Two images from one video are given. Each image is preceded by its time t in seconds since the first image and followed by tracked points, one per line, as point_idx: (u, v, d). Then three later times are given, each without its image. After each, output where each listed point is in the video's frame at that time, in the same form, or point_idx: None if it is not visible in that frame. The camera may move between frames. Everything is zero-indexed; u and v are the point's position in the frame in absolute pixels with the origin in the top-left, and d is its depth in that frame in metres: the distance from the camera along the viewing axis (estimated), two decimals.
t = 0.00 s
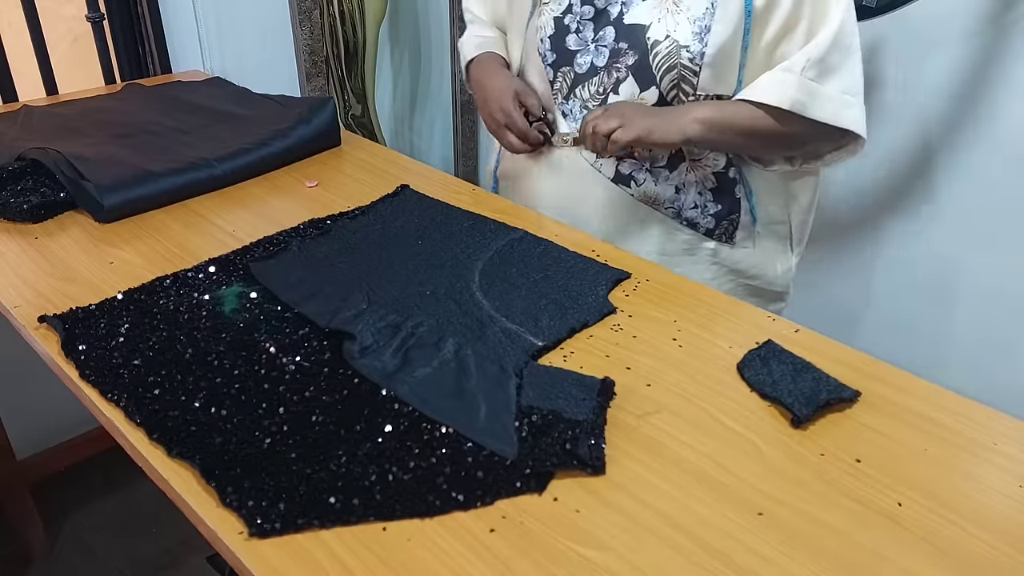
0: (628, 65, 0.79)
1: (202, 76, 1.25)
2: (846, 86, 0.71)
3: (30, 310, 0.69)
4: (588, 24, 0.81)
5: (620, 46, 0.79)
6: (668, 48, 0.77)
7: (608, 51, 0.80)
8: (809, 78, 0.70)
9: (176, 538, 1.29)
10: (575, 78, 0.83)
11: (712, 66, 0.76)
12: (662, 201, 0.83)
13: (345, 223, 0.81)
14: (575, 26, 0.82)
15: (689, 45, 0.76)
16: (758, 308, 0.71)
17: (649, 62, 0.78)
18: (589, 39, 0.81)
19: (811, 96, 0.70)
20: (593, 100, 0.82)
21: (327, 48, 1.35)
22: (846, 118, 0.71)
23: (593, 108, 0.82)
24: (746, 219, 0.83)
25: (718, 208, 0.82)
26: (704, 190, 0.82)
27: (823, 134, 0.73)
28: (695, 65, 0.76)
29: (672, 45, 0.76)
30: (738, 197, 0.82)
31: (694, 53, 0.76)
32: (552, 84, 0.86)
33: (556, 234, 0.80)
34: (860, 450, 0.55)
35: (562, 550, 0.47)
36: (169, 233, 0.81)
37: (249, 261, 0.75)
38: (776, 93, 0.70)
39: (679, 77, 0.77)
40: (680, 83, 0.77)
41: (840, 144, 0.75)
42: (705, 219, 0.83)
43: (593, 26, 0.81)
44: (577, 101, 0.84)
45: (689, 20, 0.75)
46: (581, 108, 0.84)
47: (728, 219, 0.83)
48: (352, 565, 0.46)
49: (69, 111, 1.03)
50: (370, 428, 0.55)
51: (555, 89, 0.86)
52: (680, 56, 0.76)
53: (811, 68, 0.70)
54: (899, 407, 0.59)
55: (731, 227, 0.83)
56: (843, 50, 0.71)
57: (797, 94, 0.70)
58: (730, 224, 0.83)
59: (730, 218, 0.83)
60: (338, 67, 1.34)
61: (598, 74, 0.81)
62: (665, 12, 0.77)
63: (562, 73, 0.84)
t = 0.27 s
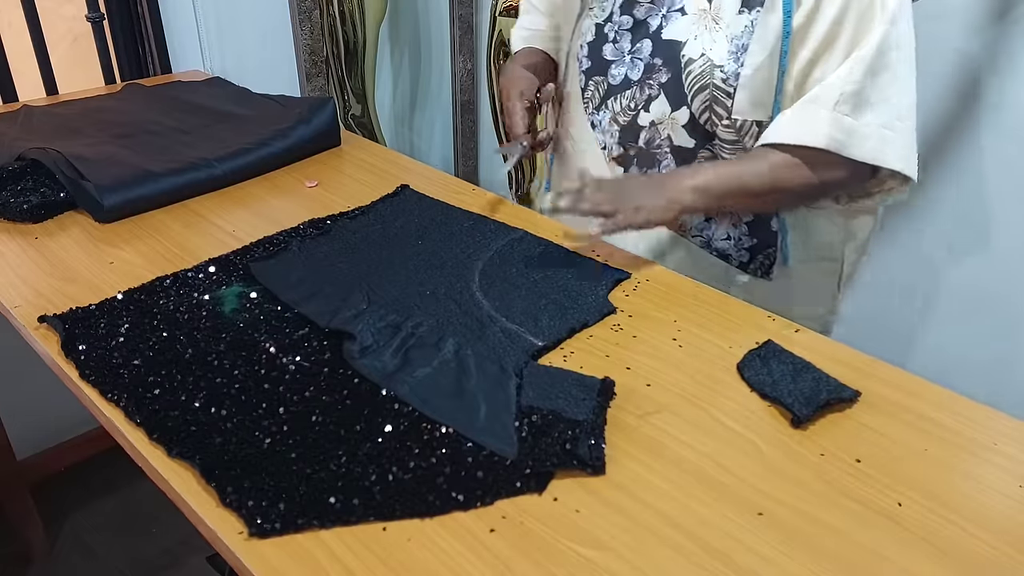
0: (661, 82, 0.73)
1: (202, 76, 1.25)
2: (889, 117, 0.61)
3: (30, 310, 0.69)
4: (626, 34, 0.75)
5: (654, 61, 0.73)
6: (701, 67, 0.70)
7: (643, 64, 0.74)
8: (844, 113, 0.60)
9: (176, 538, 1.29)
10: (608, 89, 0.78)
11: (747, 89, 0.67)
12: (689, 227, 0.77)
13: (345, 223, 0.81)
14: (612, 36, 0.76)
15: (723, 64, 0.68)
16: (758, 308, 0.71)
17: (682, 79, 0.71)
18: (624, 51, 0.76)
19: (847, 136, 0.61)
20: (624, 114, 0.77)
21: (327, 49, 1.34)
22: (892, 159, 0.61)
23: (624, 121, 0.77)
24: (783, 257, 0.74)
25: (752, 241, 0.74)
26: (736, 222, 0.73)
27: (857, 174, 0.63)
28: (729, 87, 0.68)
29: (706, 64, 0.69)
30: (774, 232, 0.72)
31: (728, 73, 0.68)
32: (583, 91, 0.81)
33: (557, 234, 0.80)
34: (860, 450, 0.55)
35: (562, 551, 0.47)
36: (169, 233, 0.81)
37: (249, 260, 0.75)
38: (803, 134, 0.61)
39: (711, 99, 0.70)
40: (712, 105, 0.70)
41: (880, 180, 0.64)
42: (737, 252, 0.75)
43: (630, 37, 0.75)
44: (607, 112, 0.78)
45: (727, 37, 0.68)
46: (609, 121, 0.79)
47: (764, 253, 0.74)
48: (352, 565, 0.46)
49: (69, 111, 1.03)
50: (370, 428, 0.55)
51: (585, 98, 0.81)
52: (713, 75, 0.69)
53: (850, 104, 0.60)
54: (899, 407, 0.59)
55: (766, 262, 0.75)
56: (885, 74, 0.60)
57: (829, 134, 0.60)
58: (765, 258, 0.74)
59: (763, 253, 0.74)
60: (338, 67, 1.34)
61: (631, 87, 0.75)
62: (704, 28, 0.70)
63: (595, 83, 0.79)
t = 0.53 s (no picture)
0: (666, 104, 0.75)
1: (202, 76, 1.25)
2: (890, 155, 0.62)
3: (30, 310, 0.69)
4: (642, 51, 0.77)
5: (664, 82, 0.75)
6: (702, 91, 0.71)
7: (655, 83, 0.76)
8: (841, 149, 0.62)
9: (175, 538, 1.29)
10: (625, 104, 0.80)
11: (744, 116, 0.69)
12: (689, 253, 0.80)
13: (345, 222, 0.81)
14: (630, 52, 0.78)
15: (723, 89, 0.70)
16: (758, 308, 0.71)
17: (686, 102, 0.73)
18: (641, 68, 0.78)
19: (843, 170, 0.62)
20: (634, 130, 0.79)
21: (327, 49, 1.32)
22: (896, 197, 0.62)
23: (633, 136, 0.79)
24: (790, 291, 0.77)
25: (756, 271, 0.77)
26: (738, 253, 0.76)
27: (863, 215, 0.65)
28: (727, 113, 0.70)
29: (707, 88, 0.71)
30: (778, 266, 0.75)
31: (727, 99, 0.70)
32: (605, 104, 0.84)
33: (556, 234, 0.80)
34: (860, 450, 0.55)
35: (563, 551, 0.47)
36: (169, 233, 0.81)
37: (249, 260, 0.75)
38: (799, 171, 0.63)
39: (710, 124, 0.72)
40: (711, 130, 0.72)
41: (889, 220, 0.66)
42: (740, 280, 0.78)
43: (647, 54, 0.77)
44: (623, 127, 0.81)
45: (730, 62, 0.70)
46: (625, 134, 0.81)
47: (767, 282, 0.77)
48: (352, 565, 0.46)
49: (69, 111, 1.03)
50: (370, 428, 0.55)
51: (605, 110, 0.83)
52: (713, 101, 0.71)
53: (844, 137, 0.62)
54: (899, 407, 0.59)
55: (771, 291, 0.78)
56: (885, 113, 0.61)
57: (824, 171, 0.62)
58: (769, 287, 0.77)
59: (766, 283, 0.77)
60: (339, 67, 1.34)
61: (645, 104, 0.77)
62: (708, 51, 0.71)
63: (614, 97, 0.81)
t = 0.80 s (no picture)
0: (671, 108, 0.75)
1: (202, 76, 1.25)
2: (893, 153, 0.62)
3: (30, 310, 0.69)
4: (645, 55, 0.77)
5: (669, 85, 0.75)
6: (708, 94, 0.72)
7: (660, 87, 0.76)
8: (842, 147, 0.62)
9: (175, 538, 1.29)
10: (628, 109, 0.80)
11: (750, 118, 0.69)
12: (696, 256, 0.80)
13: (345, 222, 0.81)
14: (633, 57, 0.78)
15: (729, 92, 0.70)
16: (758, 308, 0.71)
17: (690, 106, 0.73)
18: (644, 72, 0.78)
19: (844, 169, 0.62)
20: (639, 135, 0.79)
21: (327, 49, 1.32)
22: (899, 195, 0.62)
23: (638, 140, 0.79)
24: (799, 291, 0.77)
25: (764, 272, 0.77)
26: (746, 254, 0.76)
27: (869, 216, 0.65)
28: (732, 116, 0.70)
29: (713, 91, 0.71)
30: (786, 265, 0.75)
31: (732, 102, 0.70)
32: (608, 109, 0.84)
33: (557, 235, 0.80)
34: (860, 450, 0.55)
35: (563, 551, 0.47)
36: (169, 233, 0.81)
37: (249, 261, 0.75)
38: (801, 169, 0.63)
39: (715, 128, 0.72)
40: (717, 134, 0.72)
41: (898, 221, 0.66)
42: (748, 282, 0.78)
43: (650, 59, 0.77)
44: (626, 133, 0.81)
45: (735, 64, 0.70)
46: (627, 140, 0.81)
47: (776, 283, 0.77)
48: (352, 565, 0.46)
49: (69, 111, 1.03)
50: (370, 428, 0.55)
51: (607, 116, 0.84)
52: (718, 104, 0.71)
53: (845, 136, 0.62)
54: (899, 407, 0.59)
55: (781, 292, 0.78)
56: (888, 111, 0.61)
57: (826, 169, 0.63)
58: (778, 288, 0.78)
59: (776, 283, 0.77)
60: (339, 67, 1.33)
61: (650, 108, 0.77)
62: (712, 54, 0.71)
63: (616, 101, 0.82)
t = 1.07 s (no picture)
0: (677, 114, 0.75)
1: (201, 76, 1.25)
2: (899, 154, 0.62)
3: (30, 310, 0.69)
4: (647, 61, 0.77)
5: (674, 92, 0.75)
6: (715, 101, 0.71)
7: (665, 93, 0.76)
8: (848, 150, 0.62)
9: (175, 538, 1.29)
10: (630, 116, 0.80)
11: (759, 124, 0.70)
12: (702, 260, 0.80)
13: (345, 222, 0.81)
14: (634, 63, 0.78)
15: (736, 98, 0.70)
16: (759, 308, 0.71)
17: (697, 113, 0.73)
18: (646, 78, 0.78)
19: (849, 171, 0.62)
20: (645, 142, 0.79)
21: (327, 49, 1.32)
22: (905, 196, 0.62)
23: (644, 149, 0.79)
24: (806, 291, 0.77)
25: (772, 272, 0.76)
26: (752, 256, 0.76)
27: (870, 216, 0.65)
28: (740, 122, 0.70)
29: (720, 98, 0.71)
30: (794, 265, 0.75)
31: (739, 108, 0.70)
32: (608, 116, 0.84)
33: (558, 236, 0.80)
34: (860, 450, 0.55)
35: (563, 551, 0.47)
36: (169, 233, 0.81)
37: (249, 261, 0.75)
38: (806, 172, 0.64)
39: (722, 134, 0.72)
40: (723, 140, 0.72)
41: (901, 221, 0.66)
42: (756, 283, 0.78)
43: (652, 65, 0.77)
44: (628, 140, 0.81)
45: (742, 70, 0.70)
46: (631, 147, 0.81)
47: (784, 283, 0.77)
48: (352, 565, 0.46)
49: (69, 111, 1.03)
50: (370, 428, 0.55)
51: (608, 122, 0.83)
52: (725, 110, 0.71)
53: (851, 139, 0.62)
54: (899, 407, 0.59)
55: (788, 293, 0.78)
56: (893, 112, 0.62)
57: (831, 172, 0.63)
58: (786, 288, 0.77)
59: (784, 284, 0.77)
60: (339, 67, 1.33)
61: (654, 115, 0.77)
62: (718, 60, 0.71)
63: (617, 108, 0.82)
